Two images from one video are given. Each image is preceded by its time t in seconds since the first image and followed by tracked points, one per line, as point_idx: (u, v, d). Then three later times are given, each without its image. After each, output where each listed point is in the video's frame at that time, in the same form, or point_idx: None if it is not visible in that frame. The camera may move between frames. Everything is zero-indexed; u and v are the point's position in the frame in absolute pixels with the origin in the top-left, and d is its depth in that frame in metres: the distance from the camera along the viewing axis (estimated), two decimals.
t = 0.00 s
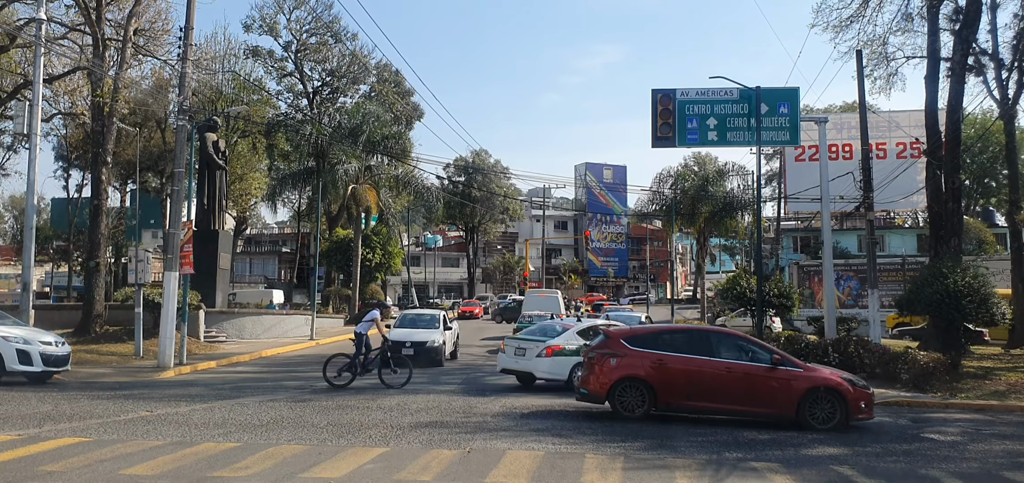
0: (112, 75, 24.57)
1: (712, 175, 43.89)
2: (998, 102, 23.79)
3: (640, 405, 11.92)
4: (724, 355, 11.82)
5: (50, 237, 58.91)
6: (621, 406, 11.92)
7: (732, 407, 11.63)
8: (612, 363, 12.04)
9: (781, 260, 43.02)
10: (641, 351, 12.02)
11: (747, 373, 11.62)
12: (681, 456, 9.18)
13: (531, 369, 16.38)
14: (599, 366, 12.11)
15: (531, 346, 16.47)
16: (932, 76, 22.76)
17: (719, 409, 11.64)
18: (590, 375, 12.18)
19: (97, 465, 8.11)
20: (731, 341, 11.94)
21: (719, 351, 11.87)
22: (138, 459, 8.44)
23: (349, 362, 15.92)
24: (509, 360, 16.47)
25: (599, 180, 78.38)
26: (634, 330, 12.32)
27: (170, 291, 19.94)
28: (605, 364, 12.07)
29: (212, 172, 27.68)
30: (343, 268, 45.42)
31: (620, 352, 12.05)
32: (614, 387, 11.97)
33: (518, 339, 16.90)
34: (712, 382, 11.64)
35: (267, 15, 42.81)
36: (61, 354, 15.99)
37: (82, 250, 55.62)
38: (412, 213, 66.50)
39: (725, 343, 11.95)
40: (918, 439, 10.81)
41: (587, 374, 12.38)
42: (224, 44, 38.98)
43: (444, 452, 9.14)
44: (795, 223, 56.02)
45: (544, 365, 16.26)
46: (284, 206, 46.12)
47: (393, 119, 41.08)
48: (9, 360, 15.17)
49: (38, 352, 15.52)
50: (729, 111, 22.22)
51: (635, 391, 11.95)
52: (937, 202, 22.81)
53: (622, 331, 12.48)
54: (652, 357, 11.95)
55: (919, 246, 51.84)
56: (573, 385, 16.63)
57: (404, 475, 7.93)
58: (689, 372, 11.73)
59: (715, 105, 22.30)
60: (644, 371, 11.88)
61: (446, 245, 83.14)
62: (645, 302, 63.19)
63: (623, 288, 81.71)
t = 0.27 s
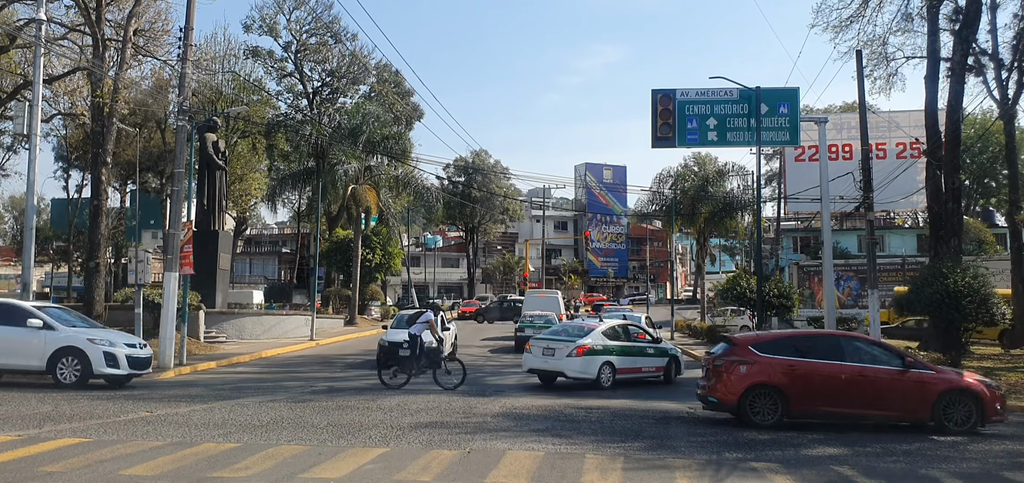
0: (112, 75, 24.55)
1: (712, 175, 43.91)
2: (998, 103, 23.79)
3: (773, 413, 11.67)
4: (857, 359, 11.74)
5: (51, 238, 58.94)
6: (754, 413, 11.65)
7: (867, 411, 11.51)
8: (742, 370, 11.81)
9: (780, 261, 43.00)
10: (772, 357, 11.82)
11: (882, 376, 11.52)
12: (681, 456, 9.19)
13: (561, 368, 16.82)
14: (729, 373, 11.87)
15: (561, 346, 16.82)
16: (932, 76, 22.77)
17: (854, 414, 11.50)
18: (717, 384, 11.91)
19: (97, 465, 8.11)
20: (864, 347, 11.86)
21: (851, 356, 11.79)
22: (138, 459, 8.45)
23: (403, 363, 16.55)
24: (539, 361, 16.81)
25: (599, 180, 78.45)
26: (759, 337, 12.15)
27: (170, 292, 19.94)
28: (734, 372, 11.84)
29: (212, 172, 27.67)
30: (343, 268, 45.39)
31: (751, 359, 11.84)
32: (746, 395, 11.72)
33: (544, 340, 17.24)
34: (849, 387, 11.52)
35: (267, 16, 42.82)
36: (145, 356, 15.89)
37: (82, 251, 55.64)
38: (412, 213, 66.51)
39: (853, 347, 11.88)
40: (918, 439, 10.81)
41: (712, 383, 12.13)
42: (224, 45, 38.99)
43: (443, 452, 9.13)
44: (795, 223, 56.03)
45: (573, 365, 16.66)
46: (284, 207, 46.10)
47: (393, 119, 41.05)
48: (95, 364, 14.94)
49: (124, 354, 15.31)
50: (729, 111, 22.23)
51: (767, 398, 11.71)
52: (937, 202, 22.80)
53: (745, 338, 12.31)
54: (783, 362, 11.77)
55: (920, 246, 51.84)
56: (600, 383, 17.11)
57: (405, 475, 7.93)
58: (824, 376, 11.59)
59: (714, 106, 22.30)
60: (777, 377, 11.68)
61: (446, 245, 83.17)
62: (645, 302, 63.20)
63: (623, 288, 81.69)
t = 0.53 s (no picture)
0: (112, 75, 24.53)
1: (712, 175, 43.90)
2: (998, 103, 23.78)
3: (907, 416, 11.84)
4: (990, 364, 11.92)
5: (51, 238, 58.96)
6: (889, 416, 11.81)
7: (1003, 415, 11.68)
8: (875, 374, 11.98)
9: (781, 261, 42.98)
10: (907, 361, 11.99)
11: (1018, 380, 11.71)
12: (681, 456, 9.18)
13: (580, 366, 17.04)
14: (863, 377, 12.04)
15: (584, 346, 17.06)
16: (932, 76, 22.76)
17: (991, 419, 11.66)
18: (852, 387, 12.08)
19: (97, 465, 8.11)
20: (993, 351, 12.07)
21: (984, 360, 11.96)
22: (138, 459, 8.45)
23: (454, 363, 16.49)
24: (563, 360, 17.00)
25: (599, 180, 78.50)
26: (891, 342, 12.31)
27: (170, 292, 19.93)
28: (868, 375, 12.00)
29: (212, 172, 27.64)
30: (343, 269, 45.33)
31: (886, 364, 11.99)
32: (881, 398, 11.89)
33: (564, 339, 17.43)
34: (985, 390, 11.69)
35: (267, 16, 42.82)
36: (231, 357, 15.64)
37: (83, 251, 55.65)
38: (412, 213, 66.54)
39: (985, 352, 12.06)
40: (918, 440, 10.80)
41: (843, 386, 12.29)
42: (224, 45, 38.99)
43: (444, 452, 9.13)
44: (795, 223, 56.04)
45: (596, 364, 16.91)
46: (284, 207, 46.08)
47: (393, 119, 41.04)
48: (188, 367, 14.76)
49: (214, 356, 15.13)
50: (729, 111, 22.23)
51: (902, 402, 11.87)
52: (937, 202, 22.80)
53: (876, 342, 12.47)
54: (919, 367, 11.93)
55: (920, 246, 51.83)
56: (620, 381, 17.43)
57: (405, 475, 7.93)
58: (959, 381, 11.76)
59: (715, 106, 22.28)
60: (913, 380, 11.85)
61: (447, 245, 83.19)
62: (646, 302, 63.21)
63: (624, 288, 81.66)
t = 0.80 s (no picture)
0: (112, 75, 24.52)
1: (712, 176, 43.90)
2: (998, 103, 23.78)
3: None
4: None
5: (51, 238, 58.96)
6: None
7: None
8: (1015, 379, 11.60)
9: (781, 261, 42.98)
10: None
11: None
12: (681, 456, 9.18)
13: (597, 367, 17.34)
14: (1003, 383, 11.62)
15: (600, 345, 17.34)
16: (932, 77, 22.76)
17: None
18: (990, 394, 11.65)
19: (97, 465, 8.11)
20: None
21: None
22: (138, 459, 8.45)
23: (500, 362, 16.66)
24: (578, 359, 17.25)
25: (599, 181, 78.53)
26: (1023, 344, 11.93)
27: (170, 292, 19.93)
28: (1008, 381, 11.61)
29: (212, 173, 27.64)
30: (343, 269, 45.30)
31: None
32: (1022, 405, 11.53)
33: (578, 340, 17.64)
34: None
35: (267, 16, 42.81)
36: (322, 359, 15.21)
37: (83, 251, 55.64)
38: (413, 213, 66.53)
39: None
40: (918, 440, 10.80)
41: (977, 393, 11.87)
42: (224, 45, 38.98)
43: (443, 453, 9.12)
44: (795, 224, 56.04)
45: (613, 363, 17.22)
46: (284, 207, 46.07)
47: (393, 119, 41.02)
48: (283, 369, 14.48)
49: (309, 358, 14.84)
50: (729, 111, 22.23)
51: None
52: (938, 202, 22.78)
53: (1010, 348, 12.07)
54: None
55: (919, 246, 51.82)
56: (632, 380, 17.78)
57: (404, 475, 7.93)
58: None
59: (714, 106, 22.29)
60: None
61: (447, 246, 83.20)
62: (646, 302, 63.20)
63: (624, 288, 81.66)
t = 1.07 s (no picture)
0: (112, 75, 24.53)
1: (712, 176, 43.91)
2: (998, 103, 23.80)
3: None
4: None
5: (51, 238, 58.97)
6: None
7: None
8: None
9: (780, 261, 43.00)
10: None
11: None
12: (681, 456, 9.18)
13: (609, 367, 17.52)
14: None
15: (609, 345, 17.49)
16: (932, 77, 22.77)
17: None
18: None
19: (97, 465, 8.11)
20: None
21: None
22: (138, 459, 8.45)
23: (544, 362, 16.76)
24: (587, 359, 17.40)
25: (599, 181, 78.58)
26: None
27: (170, 292, 19.92)
28: None
29: (212, 173, 27.63)
30: (342, 269, 45.27)
31: None
32: None
33: (586, 340, 17.79)
34: None
35: (267, 16, 42.80)
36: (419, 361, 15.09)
37: (82, 252, 55.62)
38: (413, 213, 66.53)
39: None
40: (918, 440, 10.80)
41: None
42: (224, 45, 38.99)
43: (444, 453, 9.12)
44: (795, 224, 56.06)
45: (622, 363, 17.41)
46: (284, 207, 46.07)
47: (393, 120, 40.97)
48: (386, 371, 14.30)
49: (409, 360, 14.71)
50: (729, 111, 22.23)
51: None
52: (937, 202, 22.79)
53: None
54: None
55: (919, 246, 51.82)
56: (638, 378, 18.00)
57: (405, 475, 7.93)
58: None
59: (714, 106, 22.28)
60: None
61: (446, 246, 83.22)
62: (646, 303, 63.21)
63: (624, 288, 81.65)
